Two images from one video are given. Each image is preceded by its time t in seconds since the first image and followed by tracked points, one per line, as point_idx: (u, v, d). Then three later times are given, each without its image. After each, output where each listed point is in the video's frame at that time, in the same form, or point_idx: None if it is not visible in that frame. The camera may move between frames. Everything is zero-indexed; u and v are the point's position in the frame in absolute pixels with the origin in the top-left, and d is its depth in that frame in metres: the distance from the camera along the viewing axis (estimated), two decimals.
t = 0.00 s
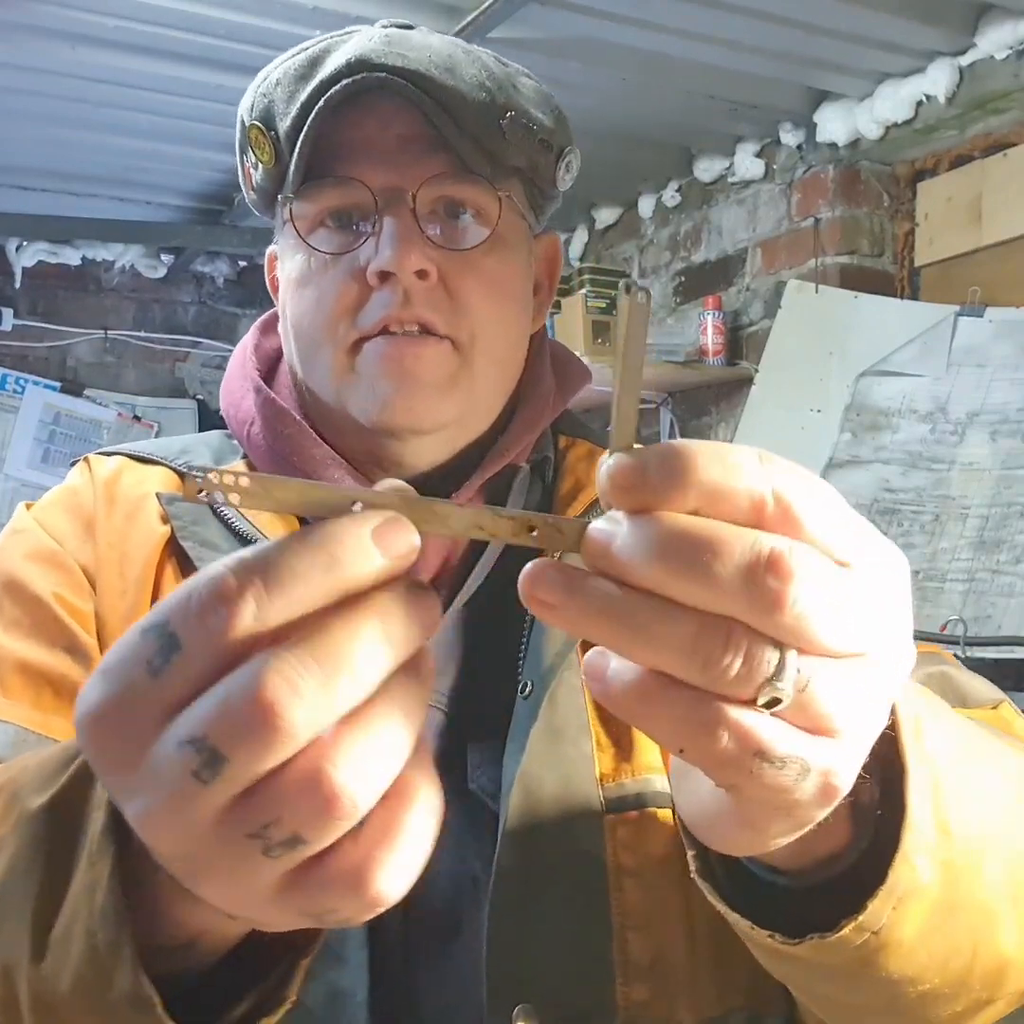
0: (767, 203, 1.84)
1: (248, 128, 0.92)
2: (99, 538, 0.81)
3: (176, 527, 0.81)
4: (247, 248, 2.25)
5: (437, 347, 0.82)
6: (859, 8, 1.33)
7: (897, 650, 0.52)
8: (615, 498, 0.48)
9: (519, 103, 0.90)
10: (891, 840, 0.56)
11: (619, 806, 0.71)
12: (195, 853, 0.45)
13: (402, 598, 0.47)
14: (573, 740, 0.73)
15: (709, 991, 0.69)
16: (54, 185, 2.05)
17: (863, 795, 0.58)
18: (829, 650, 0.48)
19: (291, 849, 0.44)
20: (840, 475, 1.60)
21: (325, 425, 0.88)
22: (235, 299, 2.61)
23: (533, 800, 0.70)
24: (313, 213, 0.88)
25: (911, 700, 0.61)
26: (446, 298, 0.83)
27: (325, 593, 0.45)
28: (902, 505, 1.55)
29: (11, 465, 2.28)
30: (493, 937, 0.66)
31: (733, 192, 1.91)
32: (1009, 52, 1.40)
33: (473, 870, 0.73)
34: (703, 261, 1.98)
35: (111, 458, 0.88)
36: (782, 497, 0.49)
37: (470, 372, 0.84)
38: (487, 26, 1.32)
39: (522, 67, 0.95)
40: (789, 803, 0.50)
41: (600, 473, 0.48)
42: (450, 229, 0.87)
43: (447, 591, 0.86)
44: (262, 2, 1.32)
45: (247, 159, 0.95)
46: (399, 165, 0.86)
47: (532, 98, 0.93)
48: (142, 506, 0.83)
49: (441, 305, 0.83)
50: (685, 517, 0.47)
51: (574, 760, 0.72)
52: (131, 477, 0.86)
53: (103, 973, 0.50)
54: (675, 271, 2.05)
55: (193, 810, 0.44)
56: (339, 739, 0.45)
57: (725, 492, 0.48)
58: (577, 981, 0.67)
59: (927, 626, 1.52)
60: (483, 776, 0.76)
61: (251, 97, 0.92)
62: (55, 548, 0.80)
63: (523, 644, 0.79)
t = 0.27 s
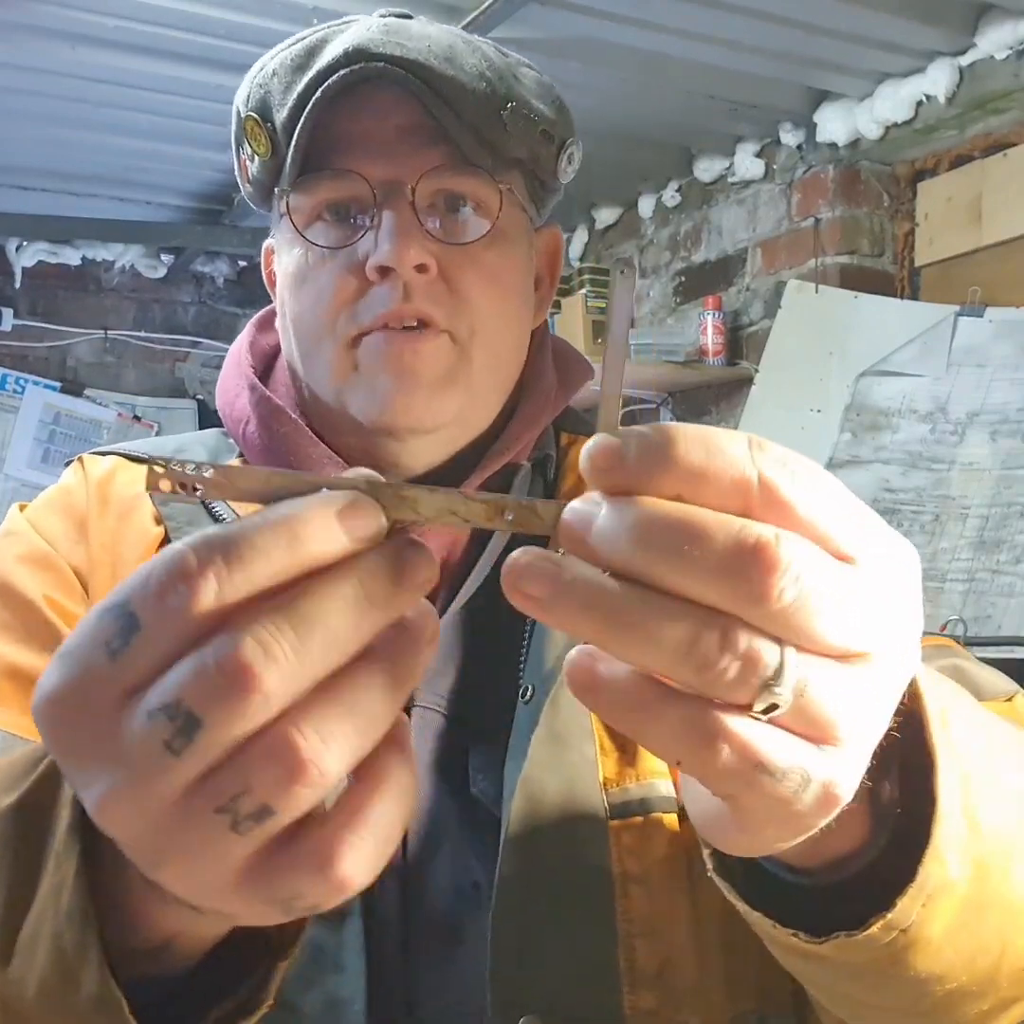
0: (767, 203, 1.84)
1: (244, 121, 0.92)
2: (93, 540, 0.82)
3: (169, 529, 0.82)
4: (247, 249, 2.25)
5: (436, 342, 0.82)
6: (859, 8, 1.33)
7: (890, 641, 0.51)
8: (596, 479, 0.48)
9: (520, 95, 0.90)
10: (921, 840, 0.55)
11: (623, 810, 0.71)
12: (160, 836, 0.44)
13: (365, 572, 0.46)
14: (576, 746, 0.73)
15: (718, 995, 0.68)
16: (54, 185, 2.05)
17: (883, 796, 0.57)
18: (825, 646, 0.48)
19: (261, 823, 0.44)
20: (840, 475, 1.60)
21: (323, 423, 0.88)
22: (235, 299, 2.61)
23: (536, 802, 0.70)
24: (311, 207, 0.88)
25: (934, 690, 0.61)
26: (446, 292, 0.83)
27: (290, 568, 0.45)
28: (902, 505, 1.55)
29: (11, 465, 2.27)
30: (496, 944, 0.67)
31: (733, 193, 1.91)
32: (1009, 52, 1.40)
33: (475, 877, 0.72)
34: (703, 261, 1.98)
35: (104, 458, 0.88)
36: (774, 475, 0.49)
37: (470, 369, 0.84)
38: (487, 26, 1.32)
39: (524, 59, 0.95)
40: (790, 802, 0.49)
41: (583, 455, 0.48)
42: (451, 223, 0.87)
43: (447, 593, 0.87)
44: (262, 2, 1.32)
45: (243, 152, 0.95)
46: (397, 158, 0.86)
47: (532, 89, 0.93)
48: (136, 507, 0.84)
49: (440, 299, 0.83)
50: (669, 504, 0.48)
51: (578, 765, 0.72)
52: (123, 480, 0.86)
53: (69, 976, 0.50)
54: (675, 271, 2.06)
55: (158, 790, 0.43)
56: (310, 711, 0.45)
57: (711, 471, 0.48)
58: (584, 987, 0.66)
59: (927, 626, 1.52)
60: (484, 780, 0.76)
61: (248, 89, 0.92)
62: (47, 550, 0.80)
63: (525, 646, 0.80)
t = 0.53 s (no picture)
0: (767, 204, 1.84)
1: (241, 118, 0.92)
2: (90, 543, 0.83)
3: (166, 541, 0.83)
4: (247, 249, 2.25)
5: (434, 343, 0.82)
6: (859, 8, 1.33)
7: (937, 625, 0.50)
8: (587, 467, 0.50)
9: (520, 91, 0.90)
10: (957, 816, 0.53)
11: (628, 812, 0.71)
12: (92, 824, 0.44)
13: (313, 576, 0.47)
14: (580, 747, 0.73)
15: (720, 999, 0.68)
16: (54, 185, 2.05)
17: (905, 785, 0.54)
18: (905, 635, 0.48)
19: (181, 829, 0.43)
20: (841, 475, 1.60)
21: (320, 423, 0.88)
22: (236, 299, 2.61)
23: (539, 800, 0.70)
24: (308, 206, 0.88)
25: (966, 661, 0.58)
26: (445, 291, 0.83)
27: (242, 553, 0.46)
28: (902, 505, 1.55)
29: (11, 465, 2.27)
30: (502, 944, 0.65)
31: (733, 193, 1.91)
32: (1009, 52, 1.40)
33: (478, 881, 0.71)
34: (704, 261, 1.98)
35: (100, 460, 0.87)
36: (773, 460, 0.50)
37: (469, 368, 0.84)
38: (488, 25, 1.32)
39: (524, 55, 0.95)
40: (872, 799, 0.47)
41: (573, 442, 0.50)
42: (450, 222, 0.87)
43: (447, 595, 0.86)
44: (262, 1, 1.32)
45: (240, 149, 0.94)
46: (395, 156, 0.86)
47: (532, 85, 0.93)
48: (134, 509, 0.85)
49: (439, 298, 0.83)
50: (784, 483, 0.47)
51: (582, 767, 0.72)
52: (120, 483, 0.86)
53: (54, 966, 0.50)
54: (676, 271, 2.06)
55: (89, 775, 0.43)
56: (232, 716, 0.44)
57: (705, 458, 0.49)
58: (590, 992, 0.67)
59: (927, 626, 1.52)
60: (487, 785, 0.76)
61: (244, 85, 0.92)
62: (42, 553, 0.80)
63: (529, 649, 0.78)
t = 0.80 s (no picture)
0: (767, 204, 1.84)
1: (241, 117, 0.92)
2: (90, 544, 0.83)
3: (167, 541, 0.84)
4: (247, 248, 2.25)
5: (435, 345, 0.82)
6: (859, 8, 1.33)
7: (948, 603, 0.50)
8: (585, 454, 0.50)
9: (522, 92, 0.90)
10: (973, 797, 0.53)
11: (630, 814, 0.71)
12: (66, 829, 0.45)
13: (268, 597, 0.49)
14: (582, 749, 0.73)
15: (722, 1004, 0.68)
16: (54, 185, 2.05)
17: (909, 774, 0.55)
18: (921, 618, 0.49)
19: (147, 841, 0.44)
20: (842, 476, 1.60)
21: (319, 425, 0.88)
22: (236, 298, 2.61)
23: (539, 799, 0.70)
24: (310, 206, 0.88)
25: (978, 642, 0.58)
26: (446, 293, 0.83)
27: (214, 559, 0.48)
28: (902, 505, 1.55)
29: (11, 465, 2.27)
30: (500, 947, 0.66)
31: (733, 193, 1.91)
32: (1009, 52, 1.40)
33: (479, 883, 0.72)
34: (704, 261, 1.98)
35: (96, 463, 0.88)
36: (772, 447, 0.51)
37: (470, 371, 0.84)
38: (488, 26, 1.32)
39: (525, 54, 0.95)
40: (903, 772, 0.46)
41: (568, 430, 0.50)
42: (451, 222, 0.87)
43: (448, 595, 0.86)
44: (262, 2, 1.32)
45: (239, 148, 0.94)
46: (397, 156, 0.86)
47: (534, 85, 0.93)
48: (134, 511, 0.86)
49: (440, 300, 0.82)
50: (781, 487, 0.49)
51: (583, 769, 0.72)
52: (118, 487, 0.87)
53: (38, 975, 0.50)
54: (676, 271, 2.06)
55: (59, 779, 0.44)
56: (196, 723, 0.45)
57: (702, 447, 0.50)
58: (593, 993, 0.67)
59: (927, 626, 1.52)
60: (489, 787, 0.76)
61: (244, 84, 0.92)
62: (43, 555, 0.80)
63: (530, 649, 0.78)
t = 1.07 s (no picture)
0: (767, 204, 1.84)
1: (240, 118, 0.92)
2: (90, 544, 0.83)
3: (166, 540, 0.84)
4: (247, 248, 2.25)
5: (434, 348, 0.82)
6: (859, 9, 1.33)
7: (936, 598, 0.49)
8: (575, 454, 0.51)
9: (522, 94, 0.90)
10: (966, 794, 0.53)
11: (628, 814, 0.71)
12: (65, 823, 0.45)
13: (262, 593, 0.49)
14: (580, 749, 0.73)
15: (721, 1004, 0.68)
16: (54, 185, 2.05)
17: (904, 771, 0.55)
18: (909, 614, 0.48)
19: (147, 834, 0.44)
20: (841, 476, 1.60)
21: (318, 426, 0.88)
22: (236, 298, 2.61)
23: (540, 800, 0.70)
24: (309, 208, 0.88)
25: (969, 637, 0.58)
26: (445, 296, 0.83)
27: (212, 552, 0.48)
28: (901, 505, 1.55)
29: (11, 465, 2.27)
30: (499, 947, 0.66)
31: (733, 193, 1.91)
32: (1009, 52, 1.40)
33: (478, 884, 0.72)
34: (704, 261, 1.98)
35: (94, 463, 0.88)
36: (761, 444, 0.51)
37: (468, 373, 0.84)
38: (488, 26, 1.32)
39: (525, 54, 0.95)
40: (895, 763, 0.46)
41: (560, 429, 0.51)
42: (448, 223, 0.87)
43: (447, 596, 0.86)
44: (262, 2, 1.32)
45: (238, 149, 0.94)
46: (397, 158, 0.86)
47: (534, 86, 0.93)
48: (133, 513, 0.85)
49: (439, 303, 0.83)
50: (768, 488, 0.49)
51: (582, 769, 0.72)
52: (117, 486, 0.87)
53: (35, 970, 0.50)
54: (675, 271, 2.06)
55: (59, 772, 0.44)
56: (193, 715, 0.45)
57: (691, 446, 0.50)
58: (593, 993, 0.67)
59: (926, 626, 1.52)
60: (486, 788, 0.76)
61: (243, 86, 0.92)
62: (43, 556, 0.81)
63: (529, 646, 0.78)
